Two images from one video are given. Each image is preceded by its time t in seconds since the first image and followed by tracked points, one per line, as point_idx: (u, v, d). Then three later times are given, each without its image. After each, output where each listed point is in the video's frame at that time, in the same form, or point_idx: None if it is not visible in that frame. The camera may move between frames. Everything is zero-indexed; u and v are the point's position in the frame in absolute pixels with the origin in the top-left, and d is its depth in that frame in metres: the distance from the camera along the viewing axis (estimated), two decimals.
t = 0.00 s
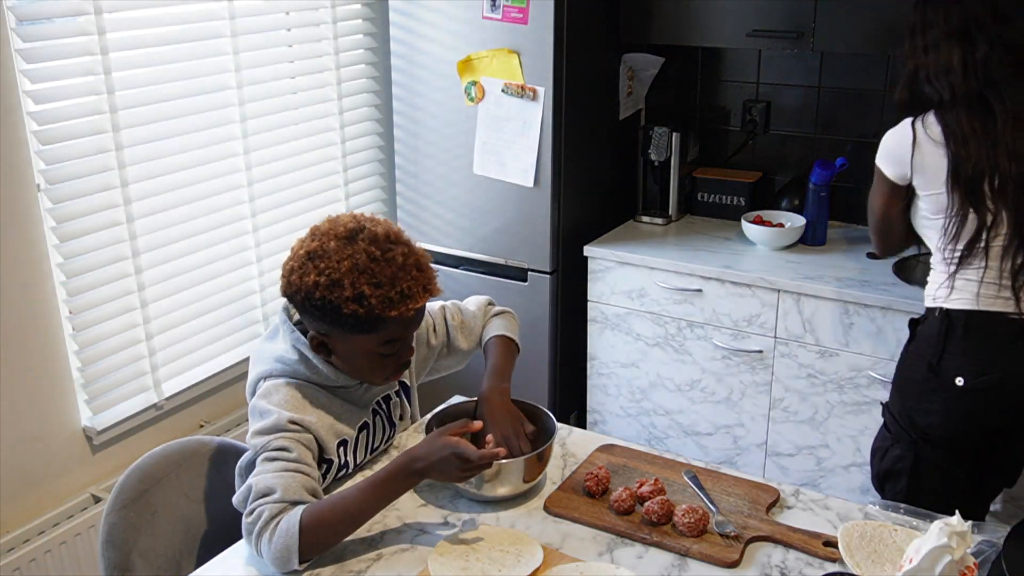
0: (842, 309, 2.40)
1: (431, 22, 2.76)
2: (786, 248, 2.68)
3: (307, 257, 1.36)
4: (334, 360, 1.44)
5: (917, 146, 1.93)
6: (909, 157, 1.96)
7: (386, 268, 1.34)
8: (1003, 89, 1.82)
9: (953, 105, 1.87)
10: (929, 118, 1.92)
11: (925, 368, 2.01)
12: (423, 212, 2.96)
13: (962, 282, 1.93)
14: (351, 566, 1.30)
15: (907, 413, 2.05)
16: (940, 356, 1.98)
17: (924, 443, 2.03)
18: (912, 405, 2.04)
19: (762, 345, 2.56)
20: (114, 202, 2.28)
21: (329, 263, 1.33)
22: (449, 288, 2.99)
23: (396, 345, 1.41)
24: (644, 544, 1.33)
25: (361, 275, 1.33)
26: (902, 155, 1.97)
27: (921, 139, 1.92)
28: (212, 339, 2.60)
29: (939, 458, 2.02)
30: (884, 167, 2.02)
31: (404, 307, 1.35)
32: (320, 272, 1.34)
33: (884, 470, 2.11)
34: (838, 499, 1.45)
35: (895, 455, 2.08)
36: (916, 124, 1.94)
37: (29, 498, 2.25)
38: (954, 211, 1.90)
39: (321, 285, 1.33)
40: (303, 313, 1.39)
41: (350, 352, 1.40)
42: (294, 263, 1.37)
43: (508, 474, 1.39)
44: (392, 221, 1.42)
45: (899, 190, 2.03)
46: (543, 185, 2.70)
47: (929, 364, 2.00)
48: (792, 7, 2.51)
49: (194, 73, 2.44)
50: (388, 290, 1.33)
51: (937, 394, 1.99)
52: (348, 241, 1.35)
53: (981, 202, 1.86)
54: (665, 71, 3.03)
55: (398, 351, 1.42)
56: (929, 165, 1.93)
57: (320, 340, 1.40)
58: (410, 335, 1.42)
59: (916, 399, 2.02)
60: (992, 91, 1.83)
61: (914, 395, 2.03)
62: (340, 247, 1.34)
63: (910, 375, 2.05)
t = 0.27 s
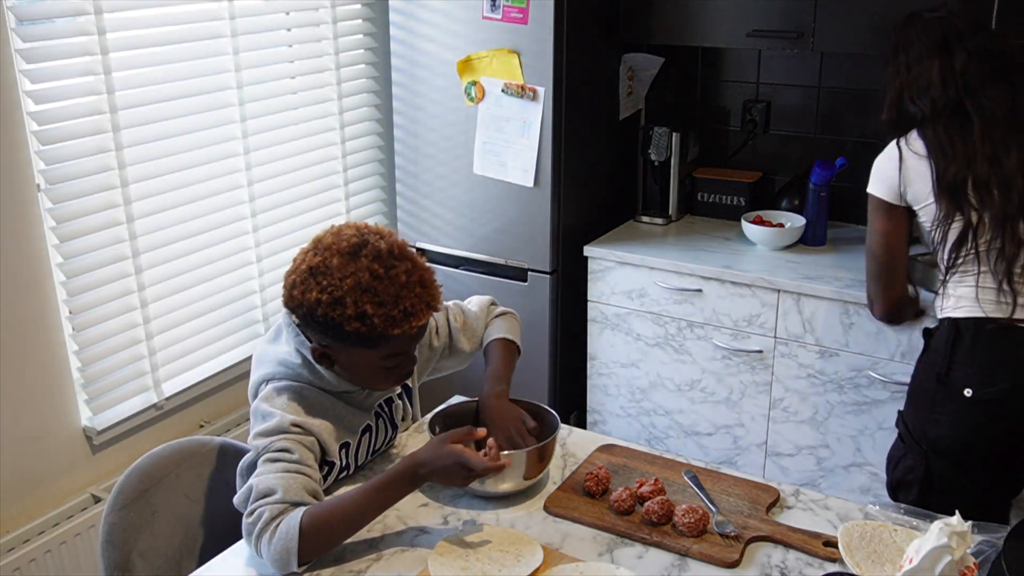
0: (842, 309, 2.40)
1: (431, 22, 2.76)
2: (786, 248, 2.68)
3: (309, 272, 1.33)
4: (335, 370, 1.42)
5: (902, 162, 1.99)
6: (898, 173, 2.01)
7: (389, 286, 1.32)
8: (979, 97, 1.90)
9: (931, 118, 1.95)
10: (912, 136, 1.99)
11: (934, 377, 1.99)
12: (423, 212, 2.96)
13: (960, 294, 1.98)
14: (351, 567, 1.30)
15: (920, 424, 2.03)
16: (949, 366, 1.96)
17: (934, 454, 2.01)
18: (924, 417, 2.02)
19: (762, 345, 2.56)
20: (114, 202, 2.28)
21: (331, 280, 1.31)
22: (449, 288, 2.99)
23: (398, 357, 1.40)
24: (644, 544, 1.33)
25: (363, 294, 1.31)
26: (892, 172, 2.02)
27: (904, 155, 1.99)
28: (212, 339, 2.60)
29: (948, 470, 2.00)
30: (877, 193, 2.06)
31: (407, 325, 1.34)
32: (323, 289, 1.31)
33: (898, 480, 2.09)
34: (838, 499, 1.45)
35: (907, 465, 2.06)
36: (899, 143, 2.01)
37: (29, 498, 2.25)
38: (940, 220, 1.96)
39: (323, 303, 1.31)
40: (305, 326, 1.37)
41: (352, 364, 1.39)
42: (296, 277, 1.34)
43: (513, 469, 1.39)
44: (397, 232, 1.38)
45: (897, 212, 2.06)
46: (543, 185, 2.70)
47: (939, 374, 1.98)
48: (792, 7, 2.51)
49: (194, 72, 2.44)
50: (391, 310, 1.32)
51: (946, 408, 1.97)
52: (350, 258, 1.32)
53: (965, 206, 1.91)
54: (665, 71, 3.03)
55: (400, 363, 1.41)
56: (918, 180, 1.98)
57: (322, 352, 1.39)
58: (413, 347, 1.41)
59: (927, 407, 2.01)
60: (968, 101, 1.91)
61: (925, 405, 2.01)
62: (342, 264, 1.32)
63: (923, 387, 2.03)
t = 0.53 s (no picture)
0: (842, 309, 2.40)
1: (431, 22, 2.76)
2: (787, 248, 2.68)
3: (298, 275, 1.33)
4: (330, 371, 1.42)
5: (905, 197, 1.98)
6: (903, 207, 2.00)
7: (379, 285, 1.32)
8: (970, 127, 1.87)
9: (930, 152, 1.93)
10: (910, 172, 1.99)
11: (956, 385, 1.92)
12: (423, 212, 2.96)
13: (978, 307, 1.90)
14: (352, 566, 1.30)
15: (938, 433, 1.98)
16: (973, 374, 1.89)
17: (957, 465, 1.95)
18: (942, 425, 1.97)
19: (763, 345, 2.56)
20: (115, 202, 2.28)
21: (319, 280, 1.31)
22: (449, 288, 2.99)
23: (393, 357, 1.40)
24: (644, 544, 1.33)
25: (353, 293, 1.31)
26: (897, 206, 2.01)
27: (904, 188, 1.99)
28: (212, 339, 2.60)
29: (971, 479, 1.94)
30: (889, 231, 2.05)
31: (399, 321, 1.34)
32: (311, 289, 1.32)
33: (917, 487, 2.05)
34: (838, 499, 1.45)
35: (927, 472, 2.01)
36: (899, 180, 2.01)
37: (29, 498, 2.25)
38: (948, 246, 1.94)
39: (313, 303, 1.31)
40: (297, 329, 1.37)
41: (347, 365, 1.39)
42: (285, 280, 1.35)
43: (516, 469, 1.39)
44: (384, 230, 1.39)
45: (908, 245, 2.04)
46: (543, 185, 2.70)
47: (961, 382, 1.91)
48: (792, 7, 2.51)
49: (193, 72, 2.44)
50: (382, 306, 1.32)
51: (971, 416, 1.90)
52: (338, 258, 1.33)
53: (970, 229, 1.89)
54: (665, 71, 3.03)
55: (395, 362, 1.41)
56: (922, 211, 1.97)
57: (316, 354, 1.39)
58: (407, 345, 1.41)
59: (949, 417, 1.94)
60: (961, 133, 1.88)
61: (948, 415, 1.95)
62: (329, 265, 1.32)
63: (943, 393, 1.96)
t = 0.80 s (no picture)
0: (842, 309, 2.40)
1: (431, 22, 2.76)
2: (786, 247, 2.68)
3: (297, 263, 1.34)
4: (330, 362, 1.42)
5: (917, 240, 2.00)
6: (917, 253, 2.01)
7: (377, 268, 1.33)
8: (968, 172, 1.93)
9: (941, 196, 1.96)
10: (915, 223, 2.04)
11: (995, 403, 1.82)
12: (423, 212, 2.96)
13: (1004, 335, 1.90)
14: (351, 566, 1.30)
15: (973, 451, 1.87)
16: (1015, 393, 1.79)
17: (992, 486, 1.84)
18: (979, 442, 1.85)
19: (763, 345, 2.56)
20: (114, 202, 2.28)
21: (319, 266, 1.32)
22: (449, 288, 2.98)
23: (393, 344, 1.40)
24: (644, 544, 1.33)
25: (352, 277, 1.32)
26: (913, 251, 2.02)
27: (916, 234, 2.01)
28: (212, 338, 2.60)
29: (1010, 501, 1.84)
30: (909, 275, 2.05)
31: (399, 304, 1.34)
32: (311, 276, 1.32)
33: (943, 496, 1.94)
34: (838, 499, 1.45)
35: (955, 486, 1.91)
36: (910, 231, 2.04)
37: (29, 498, 2.25)
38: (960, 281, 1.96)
39: (313, 289, 1.32)
40: (298, 318, 1.38)
41: (347, 354, 1.39)
42: (285, 270, 1.36)
43: (517, 473, 1.39)
44: (381, 219, 1.41)
45: (927, 284, 2.03)
46: (543, 185, 2.70)
47: (1002, 402, 1.80)
48: (792, 7, 2.51)
49: (193, 72, 2.44)
50: (381, 289, 1.32)
51: (1011, 436, 1.80)
52: (337, 242, 1.34)
53: (971, 265, 1.92)
54: (665, 71, 3.03)
55: (395, 349, 1.41)
56: (935, 251, 1.98)
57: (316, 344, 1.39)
58: (407, 332, 1.41)
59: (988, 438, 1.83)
60: (961, 176, 1.94)
61: (986, 436, 1.83)
62: (329, 250, 1.33)
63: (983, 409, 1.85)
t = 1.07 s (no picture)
0: (842, 309, 2.40)
1: (431, 22, 2.76)
2: (786, 247, 2.68)
3: (286, 228, 1.40)
4: (323, 333, 1.45)
5: (946, 206, 1.94)
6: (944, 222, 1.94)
7: (365, 223, 1.39)
8: (1002, 149, 1.92)
9: (957, 176, 1.95)
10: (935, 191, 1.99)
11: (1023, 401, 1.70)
12: (423, 212, 2.96)
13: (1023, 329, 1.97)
14: (351, 566, 1.30)
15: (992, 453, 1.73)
16: None
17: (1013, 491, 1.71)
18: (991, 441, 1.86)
19: (762, 345, 2.56)
20: (114, 202, 2.28)
21: (308, 226, 1.38)
22: (449, 288, 2.98)
23: (384, 304, 1.44)
24: (644, 544, 1.33)
25: (342, 232, 1.38)
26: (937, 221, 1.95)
27: (943, 201, 1.95)
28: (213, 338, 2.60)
29: None
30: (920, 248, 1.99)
31: (387, 256, 1.40)
32: (301, 236, 1.38)
33: (959, 498, 1.92)
34: (838, 499, 1.45)
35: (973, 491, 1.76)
36: (935, 194, 1.97)
37: (29, 498, 2.25)
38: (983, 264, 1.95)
39: (304, 247, 1.37)
40: (289, 285, 1.42)
41: (340, 318, 1.42)
42: (273, 238, 1.41)
43: (516, 473, 1.39)
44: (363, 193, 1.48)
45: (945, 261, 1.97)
46: (543, 185, 2.70)
47: None
48: (792, 8, 2.51)
49: (193, 72, 2.43)
50: (370, 240, 1.38)
51: None
52: (323, 205, 1.40)
53: (1001, 249, 1.91)
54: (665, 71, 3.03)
55: (386, 312, 1.45)
56: (963, 222, 1.93)
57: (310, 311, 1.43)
58: (397, 295, 1.46)
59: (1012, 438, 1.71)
60: (991, 154, 1.93)
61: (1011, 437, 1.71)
62: (317, 211, 1.39)
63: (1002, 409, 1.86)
